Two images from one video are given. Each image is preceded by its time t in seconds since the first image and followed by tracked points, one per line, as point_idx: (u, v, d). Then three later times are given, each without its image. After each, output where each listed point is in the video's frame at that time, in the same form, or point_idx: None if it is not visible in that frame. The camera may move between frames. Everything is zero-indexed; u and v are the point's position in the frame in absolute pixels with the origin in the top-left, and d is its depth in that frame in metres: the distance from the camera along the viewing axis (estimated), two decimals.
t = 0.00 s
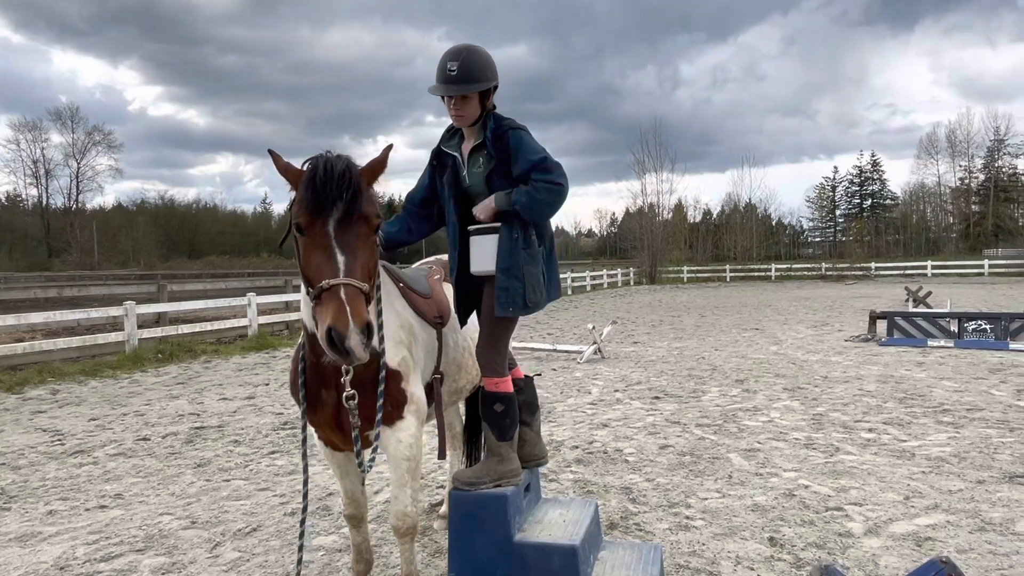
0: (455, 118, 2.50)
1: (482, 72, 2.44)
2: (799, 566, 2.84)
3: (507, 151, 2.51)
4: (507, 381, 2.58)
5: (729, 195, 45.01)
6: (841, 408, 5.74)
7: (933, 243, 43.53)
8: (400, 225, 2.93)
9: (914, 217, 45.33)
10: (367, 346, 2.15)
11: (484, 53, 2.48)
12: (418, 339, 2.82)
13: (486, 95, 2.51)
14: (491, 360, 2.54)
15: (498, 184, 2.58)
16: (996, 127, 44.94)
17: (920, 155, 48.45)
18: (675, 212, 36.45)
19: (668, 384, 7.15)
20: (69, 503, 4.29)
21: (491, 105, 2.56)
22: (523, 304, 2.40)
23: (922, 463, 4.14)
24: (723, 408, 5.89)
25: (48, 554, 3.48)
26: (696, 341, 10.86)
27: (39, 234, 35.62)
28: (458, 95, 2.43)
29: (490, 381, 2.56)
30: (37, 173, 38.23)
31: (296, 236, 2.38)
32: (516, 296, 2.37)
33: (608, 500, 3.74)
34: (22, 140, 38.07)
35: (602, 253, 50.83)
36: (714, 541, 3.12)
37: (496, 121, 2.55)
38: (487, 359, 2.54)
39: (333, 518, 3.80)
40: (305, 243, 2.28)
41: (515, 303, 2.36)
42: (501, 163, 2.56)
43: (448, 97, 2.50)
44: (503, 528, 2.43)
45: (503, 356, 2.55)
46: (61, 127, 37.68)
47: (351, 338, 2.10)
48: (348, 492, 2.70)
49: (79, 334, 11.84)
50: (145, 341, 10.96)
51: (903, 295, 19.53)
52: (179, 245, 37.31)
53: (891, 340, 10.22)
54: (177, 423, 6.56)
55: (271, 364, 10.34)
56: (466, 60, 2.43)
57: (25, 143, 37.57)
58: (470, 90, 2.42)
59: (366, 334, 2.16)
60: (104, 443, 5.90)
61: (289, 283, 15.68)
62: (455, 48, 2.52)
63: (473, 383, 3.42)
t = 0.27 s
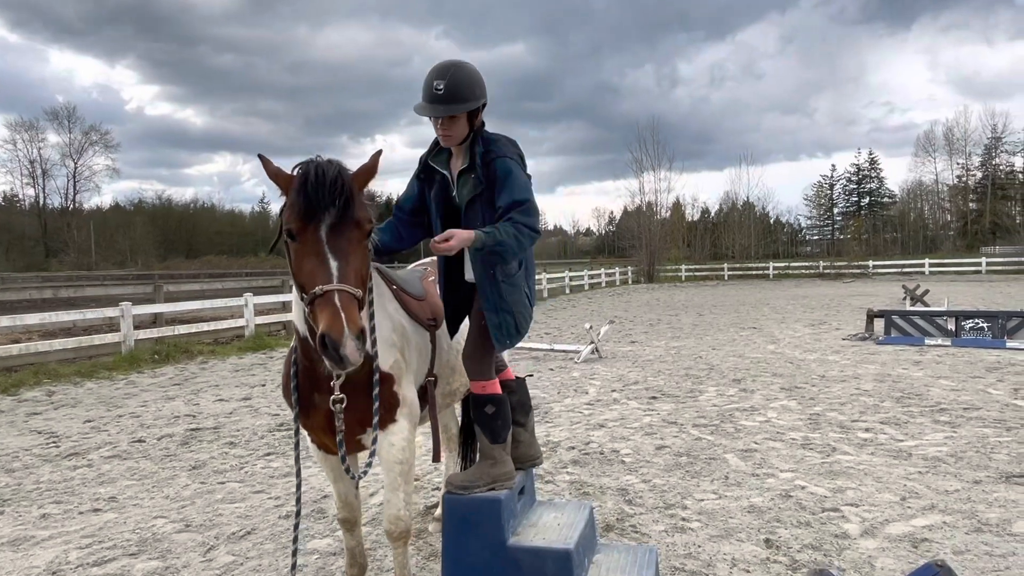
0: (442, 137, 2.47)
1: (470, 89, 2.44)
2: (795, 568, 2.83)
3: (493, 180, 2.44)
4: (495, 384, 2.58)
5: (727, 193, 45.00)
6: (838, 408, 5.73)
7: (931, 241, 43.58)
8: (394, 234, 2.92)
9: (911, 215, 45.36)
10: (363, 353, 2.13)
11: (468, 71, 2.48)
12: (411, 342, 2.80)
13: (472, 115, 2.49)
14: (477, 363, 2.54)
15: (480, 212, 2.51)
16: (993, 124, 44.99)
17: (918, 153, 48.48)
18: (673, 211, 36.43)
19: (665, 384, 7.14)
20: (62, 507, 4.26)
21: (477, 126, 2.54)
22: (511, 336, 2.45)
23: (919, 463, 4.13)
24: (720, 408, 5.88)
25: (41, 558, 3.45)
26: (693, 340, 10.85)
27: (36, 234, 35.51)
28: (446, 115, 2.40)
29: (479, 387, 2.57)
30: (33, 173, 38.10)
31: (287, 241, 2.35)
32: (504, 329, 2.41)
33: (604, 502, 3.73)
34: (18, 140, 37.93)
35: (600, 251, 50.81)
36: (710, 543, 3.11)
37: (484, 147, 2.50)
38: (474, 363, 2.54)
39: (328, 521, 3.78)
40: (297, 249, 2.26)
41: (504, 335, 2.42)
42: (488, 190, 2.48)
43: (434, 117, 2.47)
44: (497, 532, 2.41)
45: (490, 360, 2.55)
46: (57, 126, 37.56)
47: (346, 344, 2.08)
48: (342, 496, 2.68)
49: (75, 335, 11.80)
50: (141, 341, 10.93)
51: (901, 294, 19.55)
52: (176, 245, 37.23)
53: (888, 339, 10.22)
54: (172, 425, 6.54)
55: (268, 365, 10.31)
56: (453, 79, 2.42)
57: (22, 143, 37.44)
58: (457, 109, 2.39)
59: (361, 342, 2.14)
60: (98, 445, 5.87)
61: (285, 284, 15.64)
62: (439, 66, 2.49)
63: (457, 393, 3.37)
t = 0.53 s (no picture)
0: (433, 176, 2.48)
1: (464, 132, 2.41)
2: (792, 569, 2.81)
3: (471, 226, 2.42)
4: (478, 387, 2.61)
5: (727, 192, 44.97)
6: (836, 407, 5.72)
7: (930, 239, 43.57)
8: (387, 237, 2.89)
9: (911, 213, 45.34)
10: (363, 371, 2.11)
11: (463, 109, 2.45)
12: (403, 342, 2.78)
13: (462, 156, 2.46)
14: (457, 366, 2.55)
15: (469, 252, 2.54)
16: (992, 123, 44.98)
17: (917, 151, 48.45)
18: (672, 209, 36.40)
19: (663, 383, 7.13)
20: (58, 507, 4.25)
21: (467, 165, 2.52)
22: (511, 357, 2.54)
23: (917, 462, 4.12)
24: (718, 408, 5.86)
25: (35, 559, 3.44)
26: (692, 339, 10.84)
27: (35, 233, 35.47)
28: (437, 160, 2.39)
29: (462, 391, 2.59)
30: (32, 172, 38.04)
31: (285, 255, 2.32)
32: (502, 352, 2.50)
33: (601, 502, 3.71)
34: (17, 139, 37.86)
35: (600, 250, 50.76)
36: (706, 544, 3.10)
37: (471, 190, 2.47)
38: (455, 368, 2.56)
39: (323, 521, 3.77)
40: (295, 265, 2.23)
41: (502, 357, 2.51)
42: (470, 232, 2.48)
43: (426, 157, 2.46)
44: (492, 534, 2.39)
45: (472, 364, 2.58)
46: (56, 125, 37.49)
47: (346, 363, 2.06)
48: (335, 496, 2.68)
49: (73, 334, 11.77)
50: (139, 340, 10.90)
51: (900, 292, 19.53)
52: (175, 244, 37.19)
53: (887, 338, 10.20)
54: (169, 424, 6.52)
55: (266, 364, 10.29)
56: (446, 123, 2.39)
57: (21, 142, 37.37)
58: (446, 153, 2.37)
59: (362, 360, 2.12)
60: (95, 445, 5.85)
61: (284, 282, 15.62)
62: (434, 103, 2.47)
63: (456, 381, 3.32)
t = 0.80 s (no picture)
0: (420, 211, 2.47)
1: (450, 166, 2.38)
2: (788, 570, 2.80)
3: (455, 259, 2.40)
4: (461, 390, 2.56)
5: (728, 190, 44.90)
6: (835, 407, 5.70)
7: (932, 238, 43.48)
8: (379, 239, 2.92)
9: (913, 212, 45.23)
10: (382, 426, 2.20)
11: (451, 145, 2.43)
12: (393, 342, 2.77)
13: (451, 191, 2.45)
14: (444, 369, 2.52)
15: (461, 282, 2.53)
16: (995, 121, 44.84)
17: (919, 150, 48.33)
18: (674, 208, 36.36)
19: (662, 383, 7.11)
20: (54, 506, 4.24)
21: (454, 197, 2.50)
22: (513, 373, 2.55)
23: (915, 463, 4.10)
24: (717, 407, 5.85)
25: (30, 559, 3.43)
26: (692, 338, 10.82)
27: (37, 231, 35.51)
28: (423, 198, 2.38)
29: (445, 396, 2.56)
30: (34, 170, 38.07)
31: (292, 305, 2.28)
32: (505, 370, 2.51)
33: (598, 502, 3.70)
34: (19, 137, 37.89)
35: (601, 248, 50.76)
36: (703, 545, 3.08)
37: (457, 222, 2.45)
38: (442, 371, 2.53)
39: (319, 521, 3.76)
40: (308, 321, 2.21)
41: (506, 375, 2.51)
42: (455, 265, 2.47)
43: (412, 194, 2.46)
44: (486, 534, 2.38)
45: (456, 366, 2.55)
46: (58, 123, 37.50)
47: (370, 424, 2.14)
48: (325, 496, 2.67)
49: (73, 332, 11.78)
50: (139, 339, 10.90)
51: (901, 292, 19.49)
52: (177, 242, 37.22)
53: (887, 337, 10.18)
54: (167, 423, 6.52)
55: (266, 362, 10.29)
56: (432, 158, 2.37)
57: (23, 140, 37.41)
58: (434, 191, 2.36)
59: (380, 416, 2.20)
60: (93, 444, 5.85)
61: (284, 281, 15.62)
62: (423, 138, 2.45)
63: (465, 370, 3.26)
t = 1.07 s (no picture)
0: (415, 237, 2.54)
1: (444, 194, 2.44)
2: (789, 569, 2.78)
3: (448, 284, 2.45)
4: (456, 388, 2.61)
5: (732, 189, 44.79)
6: (837, 406, 5.68)
7: (937, 238, 43.30)
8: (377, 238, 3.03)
9: (917, 211, 45.05)
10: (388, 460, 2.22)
11: (444, 172, 2.49)
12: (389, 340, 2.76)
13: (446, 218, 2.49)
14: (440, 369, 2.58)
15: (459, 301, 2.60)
16: (1001, 121, 44.62)
17: (924, 149, 48.13)
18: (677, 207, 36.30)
19: (664, 382, 7.09)
20: (55, 503, 4.25)
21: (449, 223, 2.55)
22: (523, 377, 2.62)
23: (918, 463, 4.08)
24: (719, 406, 5.83)
25: (30, 555, 3.43)
26: (695, 337, 10.79)
27: (41, 229, 35.60)
28: (417, 226, 2.43)
29: (441, 394, 2.61)
30: (39, 168, 38.18)
31: (303, 345, 2.21)
32: (516, 376, 2.59)
33: (598, 501, 3.69)
34: (23, 135, 37.96)
35: (604, 247, 50.69)
36: (703, 544, 3.07)
37: (449, 246, 2.50)
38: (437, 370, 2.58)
39: (318, 519, 3.76)
40: (321, 364, 2.16)
41: (517, 379, 2.61)
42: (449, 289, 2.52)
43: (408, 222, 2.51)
44: (485, 532, 2.37)
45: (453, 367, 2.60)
46: (62, 120, 37.58)
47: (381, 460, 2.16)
48: (323, 493, 2.67)
49: (77, 329, 11.81)
50: (142, 336, 10.93)
51: (905, 291, 19.42)
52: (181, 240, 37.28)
53: (891, 337, 10.14)
54: (169, 420, 6.52)
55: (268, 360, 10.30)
56: (427, 186, 2.43)
57: (27, 138, 37.49)
58: (428, 219, 2.41)
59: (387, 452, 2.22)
60: (95, 440, 5.86)
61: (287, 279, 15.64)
62: (415, 164, 2.50)
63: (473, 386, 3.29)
